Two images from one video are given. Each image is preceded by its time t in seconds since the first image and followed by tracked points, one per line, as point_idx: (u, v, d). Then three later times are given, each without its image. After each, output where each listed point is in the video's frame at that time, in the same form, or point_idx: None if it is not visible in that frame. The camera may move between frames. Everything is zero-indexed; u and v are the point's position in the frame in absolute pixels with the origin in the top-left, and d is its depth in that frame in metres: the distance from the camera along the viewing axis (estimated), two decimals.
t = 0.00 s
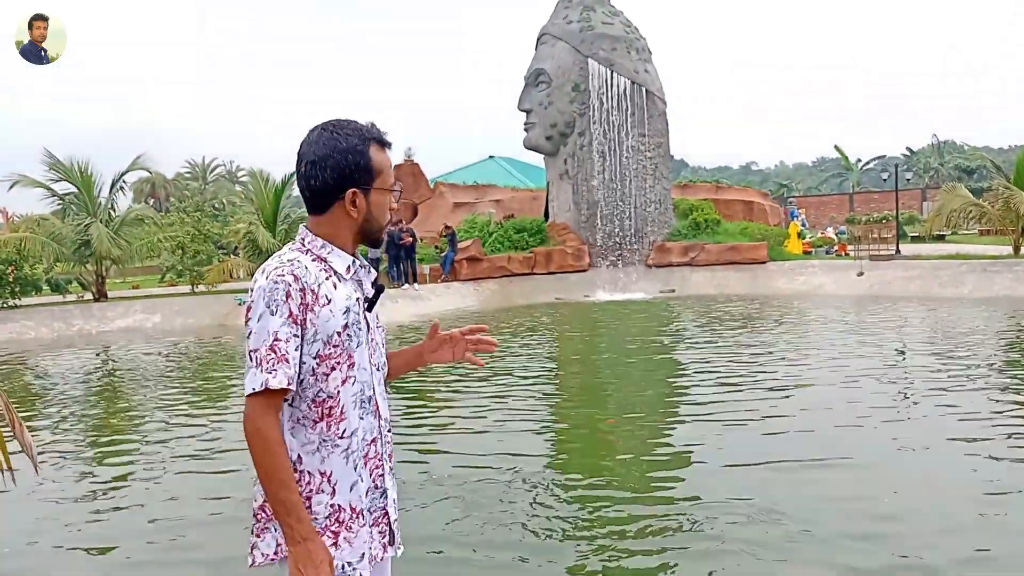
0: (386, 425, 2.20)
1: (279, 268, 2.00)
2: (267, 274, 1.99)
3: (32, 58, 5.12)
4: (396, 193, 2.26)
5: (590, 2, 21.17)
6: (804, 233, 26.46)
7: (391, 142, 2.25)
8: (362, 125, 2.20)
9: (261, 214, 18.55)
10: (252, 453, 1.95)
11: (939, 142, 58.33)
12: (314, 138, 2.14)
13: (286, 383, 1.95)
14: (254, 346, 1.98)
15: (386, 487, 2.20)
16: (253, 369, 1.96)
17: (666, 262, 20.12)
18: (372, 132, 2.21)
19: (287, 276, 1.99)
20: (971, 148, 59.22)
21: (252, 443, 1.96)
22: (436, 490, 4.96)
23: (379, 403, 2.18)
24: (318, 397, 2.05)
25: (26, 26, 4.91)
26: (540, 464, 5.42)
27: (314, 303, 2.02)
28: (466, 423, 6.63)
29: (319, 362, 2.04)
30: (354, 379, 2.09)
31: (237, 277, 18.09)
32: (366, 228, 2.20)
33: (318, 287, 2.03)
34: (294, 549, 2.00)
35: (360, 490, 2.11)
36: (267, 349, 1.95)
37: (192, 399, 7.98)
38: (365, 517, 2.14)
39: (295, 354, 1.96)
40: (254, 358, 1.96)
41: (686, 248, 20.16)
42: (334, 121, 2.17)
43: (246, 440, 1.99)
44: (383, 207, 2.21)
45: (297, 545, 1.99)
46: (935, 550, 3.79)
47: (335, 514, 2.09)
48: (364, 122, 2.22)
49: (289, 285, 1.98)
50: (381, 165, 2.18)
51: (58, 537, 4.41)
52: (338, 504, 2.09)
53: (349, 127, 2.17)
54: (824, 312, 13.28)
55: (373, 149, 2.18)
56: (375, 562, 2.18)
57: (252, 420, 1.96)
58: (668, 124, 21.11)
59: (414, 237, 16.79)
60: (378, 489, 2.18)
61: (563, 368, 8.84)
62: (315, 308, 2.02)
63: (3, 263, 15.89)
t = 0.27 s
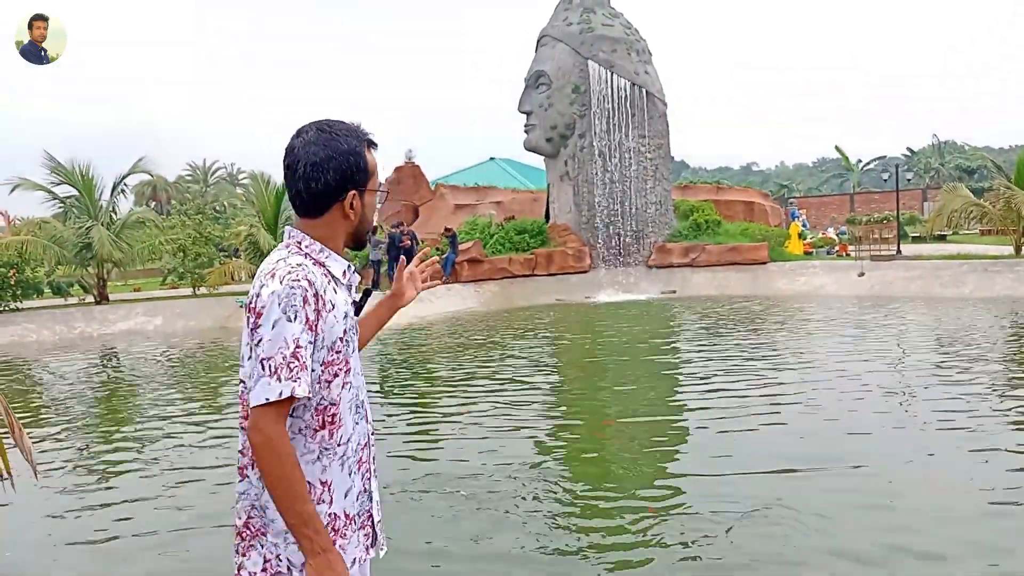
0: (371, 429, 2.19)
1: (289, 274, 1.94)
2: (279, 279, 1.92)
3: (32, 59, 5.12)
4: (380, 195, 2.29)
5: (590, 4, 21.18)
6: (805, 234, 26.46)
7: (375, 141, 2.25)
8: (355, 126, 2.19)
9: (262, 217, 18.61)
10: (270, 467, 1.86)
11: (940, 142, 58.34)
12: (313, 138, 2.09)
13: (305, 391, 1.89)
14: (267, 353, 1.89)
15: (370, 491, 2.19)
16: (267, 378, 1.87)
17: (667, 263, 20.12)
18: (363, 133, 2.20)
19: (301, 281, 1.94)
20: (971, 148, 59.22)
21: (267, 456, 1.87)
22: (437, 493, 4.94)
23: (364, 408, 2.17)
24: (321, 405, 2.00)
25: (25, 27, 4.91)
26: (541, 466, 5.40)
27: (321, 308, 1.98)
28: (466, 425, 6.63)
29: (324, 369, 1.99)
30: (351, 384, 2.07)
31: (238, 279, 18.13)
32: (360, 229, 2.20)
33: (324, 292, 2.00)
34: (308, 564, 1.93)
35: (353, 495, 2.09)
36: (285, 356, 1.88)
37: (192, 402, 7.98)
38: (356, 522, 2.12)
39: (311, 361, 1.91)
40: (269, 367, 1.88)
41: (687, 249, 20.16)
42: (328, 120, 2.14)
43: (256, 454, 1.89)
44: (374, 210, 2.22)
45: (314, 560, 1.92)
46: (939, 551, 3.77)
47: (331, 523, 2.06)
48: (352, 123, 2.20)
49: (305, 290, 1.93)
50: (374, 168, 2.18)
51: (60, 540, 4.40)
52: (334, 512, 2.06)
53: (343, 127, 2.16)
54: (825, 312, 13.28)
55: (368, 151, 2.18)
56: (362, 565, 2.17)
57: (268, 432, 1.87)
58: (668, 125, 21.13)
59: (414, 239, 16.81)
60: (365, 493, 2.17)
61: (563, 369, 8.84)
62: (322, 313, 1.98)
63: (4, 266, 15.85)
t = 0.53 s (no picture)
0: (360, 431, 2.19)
1: (281, 279, 1.92)
2: (273, 286, 1.90)
3: (32, 56, 5.11)
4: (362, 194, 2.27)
5: (592, 3, 21.16)
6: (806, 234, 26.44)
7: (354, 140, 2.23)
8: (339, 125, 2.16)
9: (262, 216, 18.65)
10: (276, 477, 1.84)
11: (942, 143, 58.31)
12: (298, 137, 2.05)
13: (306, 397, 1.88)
14: (265, 362, 1.87)
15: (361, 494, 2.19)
16: (268, 387, 1.85)
17: (669, 263, 20.10)
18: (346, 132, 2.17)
19: (294, 286, 1.92)
20: (973, 149, 59.17)
21: (271, 466, 1.85)
22: (438, 493, 4.93)
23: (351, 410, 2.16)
24: (317, 411, 1.98)
25: (26, 24, 4.91)
26: (541, 466, 5.38)
27: (314, 312, 1.96)
28: (466, 424, 6.61)
29: (318, 374, 1.98)
30: (341, 387, 2.06)
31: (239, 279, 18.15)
32: (344, 229, 2.18)
33: (315, 295, 1.98)
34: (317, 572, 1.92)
35: (349, 499, 2.09)
36: (283, 364, 1.86)
37: (193, 401, 7.98)
38: (353, 526, 2.12)
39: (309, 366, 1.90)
40: (268, 375, 1.86)
41: (688, 249, 20.13)
42: (311, 119, 2.10)
43: (258, 465, 1.87)
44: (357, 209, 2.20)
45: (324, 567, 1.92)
46: (941, 552, 3.76)
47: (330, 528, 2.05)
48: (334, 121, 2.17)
49: (300, 294, 1.92)
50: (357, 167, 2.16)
51: (58, 541, 4.39)
52: (332, 517, 2.05)
53: (326, 125, 2.13)
54: (827, 313, 13.27)
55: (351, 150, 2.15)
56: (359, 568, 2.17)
57: (271, 441, 1.85)
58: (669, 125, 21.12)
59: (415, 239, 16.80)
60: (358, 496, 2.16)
61: (565, 369, 8.82)
62: (315, 317, 1.96)
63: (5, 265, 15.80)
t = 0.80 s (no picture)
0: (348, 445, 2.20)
1: (265, 298, 1.93)
2: (257, 306, 1.91)
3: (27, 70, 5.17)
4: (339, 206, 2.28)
5: (584, 19, 21.32)
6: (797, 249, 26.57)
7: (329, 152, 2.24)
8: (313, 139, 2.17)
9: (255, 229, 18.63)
10: (265, 498, 1.86)
11: (930, 159, 58.78)
12: (271, 153, 2.06)
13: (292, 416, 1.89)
14: (252, 383, 1.88)
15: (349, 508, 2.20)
16: (254, 408, 1.86)
17: (660, 277, 20.16)
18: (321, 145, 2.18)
19: (278, 305, 1.93)
20: (961, 165, 59.67)
21: (259, 487, 1.86)
22: (428, 506, 4.93)
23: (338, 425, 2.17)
24: (304, 429, 1.99)
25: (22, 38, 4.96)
26: (532, 479, 5.39)
27: (298, 330, 1.97)
28: (457, 438, 6.62)
29: (305, 391, 1.99)
30: (327, 404, 2.07)
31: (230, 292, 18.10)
32: (322, 243, 2.19)
33: (299, 313, 2.00)
34: None
35: (339, 515, 2.10)
36: (269, 384, 1.88)
37: (184, 415, 7.96)
38: (344, 541, 2.13)
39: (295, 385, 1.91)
40: (255, 396, 1.87)
41: (679, 263, 20.21)
42: (285, 134, 2.11)
43: (246, 487, 1.88)
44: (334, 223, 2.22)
45: None
46: (929, 566, 3.78)
47: (322, 545, 2.06)
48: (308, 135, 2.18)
49: (284, 313, 1.94)
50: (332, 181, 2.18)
51: (48, 553, 4.37)
52: (324, 534, 2.06)
53: (299, 139, 2.13)
54: (817, 328, 13.33)
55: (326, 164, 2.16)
56: None
57: (257, 462, 1.87)
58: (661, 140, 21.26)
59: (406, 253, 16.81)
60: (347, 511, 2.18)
61: (556, 383, 8.84)
62: (300, 335, 1.97)
63: None
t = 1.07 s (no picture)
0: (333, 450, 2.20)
1: (245, 308, 1.93)
2: (237, 315, 1.91)
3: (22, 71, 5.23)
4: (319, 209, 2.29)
5: (577, 26, 21.37)
6: (789, 255, 26.67)
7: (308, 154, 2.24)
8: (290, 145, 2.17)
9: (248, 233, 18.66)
10: (249, 507, 1.86)
11: (921, 167, 59.10)
12: (247, 161, 2.07)
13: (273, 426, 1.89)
14: (232, 393, 1.88)
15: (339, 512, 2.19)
16: (236, 417, 1.86)
17: (653, 283, 20.22)
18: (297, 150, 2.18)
19: (258, 314, 1.93)
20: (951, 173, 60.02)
21: (242, 497, 1.86)
22: (421, 511, 4.93)
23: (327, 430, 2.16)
24: (288, 436, 1.98)
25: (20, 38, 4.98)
26: (525, 484, 5.39)
27: (280, 338, 1.97)
28: (450, 442, 6.61)
29: (288, 399, 1.99)
30: (312, 411, 2.06)
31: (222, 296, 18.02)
32: (304, 249, 2.21)
33: (280, 321, 1.99)
34: None
35: (326, 521, 2.10)
36: (251, 394, 1.87)
37: (175, 419, 7.93)
38: (332, 546, 2.12)
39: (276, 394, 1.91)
40: (236, 406, 1.87)
41: (672, 269, 20.27)
42: (261, 139, 2.10)
43: (230, 497, 1.88)
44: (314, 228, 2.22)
45: None
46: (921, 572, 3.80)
47: (310, 552, 2.06)
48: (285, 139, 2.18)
49: (265, 322, 1.93)
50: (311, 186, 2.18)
51: (38, 559, 4.34)
52: (311, 540, 2.05)
53: (276, 144, 2.13)
54: (809, 333, 13.38)
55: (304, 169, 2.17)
56: None
57: (240, 473, 1.87)
58: (654, 146, 21.33)
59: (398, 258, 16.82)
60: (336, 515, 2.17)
61: (549, 388, 8.85)
62: (281, 342, 1.97)
63: None
